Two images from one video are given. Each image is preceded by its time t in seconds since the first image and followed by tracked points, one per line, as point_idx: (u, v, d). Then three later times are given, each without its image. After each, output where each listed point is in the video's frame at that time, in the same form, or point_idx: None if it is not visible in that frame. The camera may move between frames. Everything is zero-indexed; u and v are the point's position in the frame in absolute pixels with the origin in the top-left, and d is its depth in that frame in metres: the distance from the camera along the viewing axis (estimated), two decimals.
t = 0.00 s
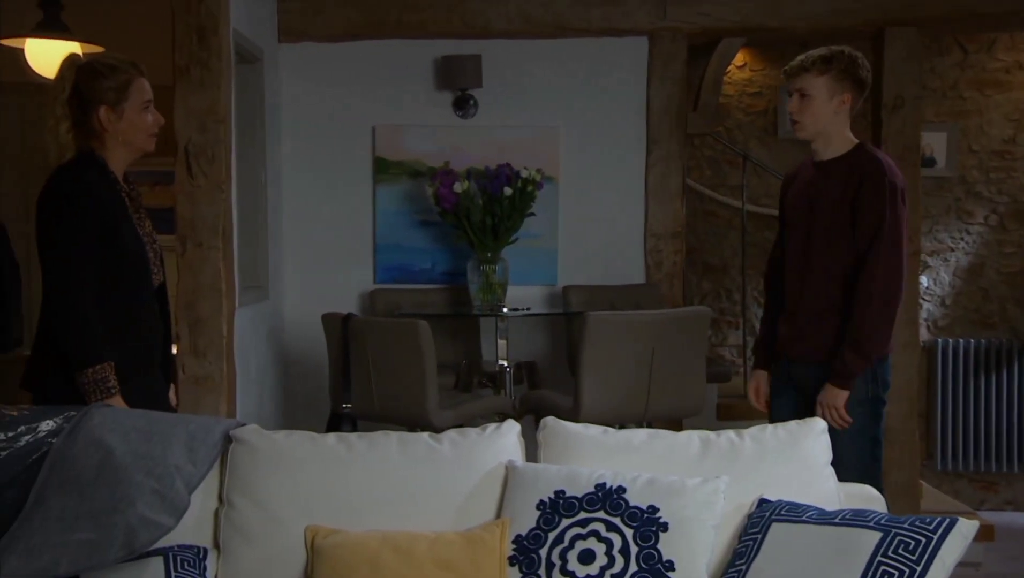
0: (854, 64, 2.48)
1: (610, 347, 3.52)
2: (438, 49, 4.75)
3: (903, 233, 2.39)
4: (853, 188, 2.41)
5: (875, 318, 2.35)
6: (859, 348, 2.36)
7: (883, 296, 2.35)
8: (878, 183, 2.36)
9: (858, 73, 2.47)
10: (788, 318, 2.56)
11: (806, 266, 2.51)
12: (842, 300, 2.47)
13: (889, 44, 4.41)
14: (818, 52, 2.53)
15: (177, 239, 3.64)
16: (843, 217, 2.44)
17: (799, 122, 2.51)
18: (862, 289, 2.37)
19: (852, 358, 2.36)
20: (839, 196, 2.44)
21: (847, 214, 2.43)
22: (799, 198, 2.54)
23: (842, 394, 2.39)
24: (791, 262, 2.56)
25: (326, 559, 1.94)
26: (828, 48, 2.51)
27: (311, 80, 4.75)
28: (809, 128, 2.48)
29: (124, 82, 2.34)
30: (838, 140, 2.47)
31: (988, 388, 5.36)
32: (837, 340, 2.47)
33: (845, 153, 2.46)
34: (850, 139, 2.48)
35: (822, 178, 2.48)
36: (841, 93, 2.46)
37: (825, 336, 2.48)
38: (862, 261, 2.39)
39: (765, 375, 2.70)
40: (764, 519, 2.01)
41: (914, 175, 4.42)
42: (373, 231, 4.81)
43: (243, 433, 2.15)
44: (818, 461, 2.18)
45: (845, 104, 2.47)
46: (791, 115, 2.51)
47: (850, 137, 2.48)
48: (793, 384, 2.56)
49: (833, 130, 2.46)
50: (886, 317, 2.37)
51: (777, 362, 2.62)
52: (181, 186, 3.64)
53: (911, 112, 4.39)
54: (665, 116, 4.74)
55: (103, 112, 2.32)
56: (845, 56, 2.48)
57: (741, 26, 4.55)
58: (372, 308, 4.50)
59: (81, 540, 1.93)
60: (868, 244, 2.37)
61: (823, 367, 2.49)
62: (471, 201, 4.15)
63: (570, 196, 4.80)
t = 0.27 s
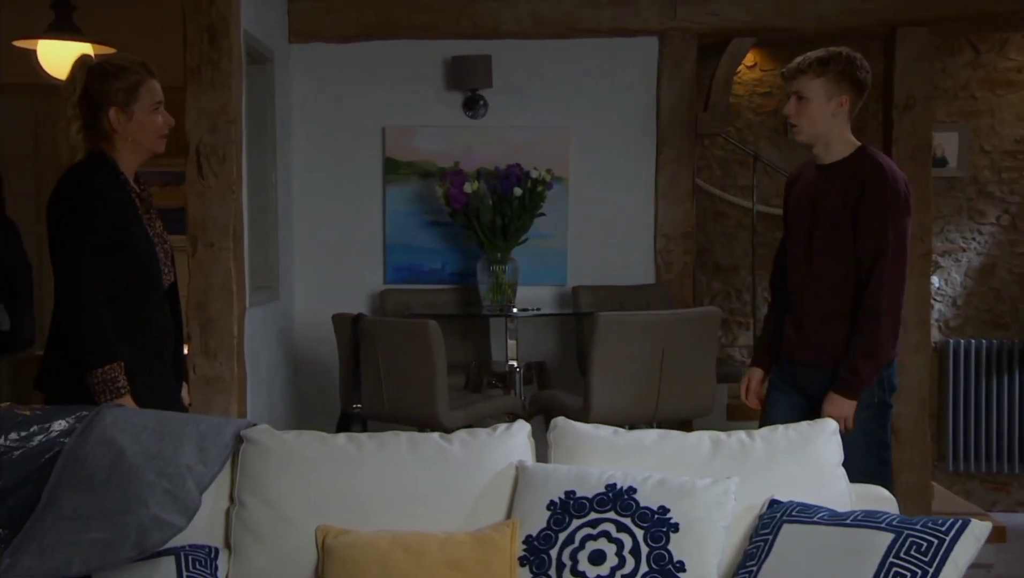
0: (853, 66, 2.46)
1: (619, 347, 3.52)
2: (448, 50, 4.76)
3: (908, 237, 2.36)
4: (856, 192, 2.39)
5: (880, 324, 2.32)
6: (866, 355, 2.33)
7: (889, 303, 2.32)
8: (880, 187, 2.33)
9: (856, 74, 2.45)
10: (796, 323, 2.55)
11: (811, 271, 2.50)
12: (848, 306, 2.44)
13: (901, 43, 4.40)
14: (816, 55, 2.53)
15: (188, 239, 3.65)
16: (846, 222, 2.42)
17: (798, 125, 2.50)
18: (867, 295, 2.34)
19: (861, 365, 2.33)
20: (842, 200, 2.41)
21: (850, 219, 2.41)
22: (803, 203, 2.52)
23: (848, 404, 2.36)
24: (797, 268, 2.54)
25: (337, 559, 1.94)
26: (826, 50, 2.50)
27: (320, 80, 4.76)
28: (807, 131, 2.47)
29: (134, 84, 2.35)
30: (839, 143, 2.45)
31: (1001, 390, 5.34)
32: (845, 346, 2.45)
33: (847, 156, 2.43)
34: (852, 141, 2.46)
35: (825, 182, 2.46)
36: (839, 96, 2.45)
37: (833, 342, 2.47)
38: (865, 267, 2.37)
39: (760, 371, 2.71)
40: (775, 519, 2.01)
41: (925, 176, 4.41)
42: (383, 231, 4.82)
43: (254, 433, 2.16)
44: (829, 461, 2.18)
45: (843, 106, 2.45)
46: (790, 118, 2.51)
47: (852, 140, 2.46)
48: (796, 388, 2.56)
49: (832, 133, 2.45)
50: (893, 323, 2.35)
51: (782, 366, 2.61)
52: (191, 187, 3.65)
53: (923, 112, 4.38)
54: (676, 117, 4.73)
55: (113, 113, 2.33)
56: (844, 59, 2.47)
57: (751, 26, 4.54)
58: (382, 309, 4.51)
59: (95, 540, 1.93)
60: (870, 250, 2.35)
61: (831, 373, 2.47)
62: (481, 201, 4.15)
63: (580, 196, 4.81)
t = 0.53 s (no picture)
0: (831, 68, 2.50)
1: (631, 347, 3.51)
2: (459, 50, 4.78)
3: (895, 235, 2.37)
4: (840, 195, 2.39)
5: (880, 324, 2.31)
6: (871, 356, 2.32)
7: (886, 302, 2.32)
8: (864, 187, 2.34)
9: (835, 75, 2.49)
10: (790, 332, 2.53)
11: (802, 278, 2.49)
12: (844, 309, 2.44)
13: (913, 42, 4.38)
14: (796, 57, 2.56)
15: (200, 239, 3.66)
16: (834, 225, 2.41)
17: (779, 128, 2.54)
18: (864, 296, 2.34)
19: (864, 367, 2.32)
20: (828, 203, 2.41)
21: (836, 222, 2.40)
22: (786, 210, 2.52)
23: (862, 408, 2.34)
24: (787, 275, 2.53)
25: (349, 559, 1.95)
26: (805, 53, 2.54)
27: (332, 81, 4.78)
28: (786, 133, 2.50)
29: (145, 85, 2.36)
30: (822, 146, 2.46)
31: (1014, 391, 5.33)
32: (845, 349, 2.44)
33: (829, 158, 2.44)
34: (835, 144, 2.47)
35: (807, 187, 2.46)
36: (819, 97, 2.48)
37: (832, 347, 2.45)
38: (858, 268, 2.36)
39: (758, 383, 2.68)
40: (788, 520, 2.00)
41: (938, 176, 4.39)
42: (395, 231, 4.83)
43: (267, 433, 2.16)
44: (842, 462, 2.17)
45: (823, 108, 2.48)
46: (771, 120, 2.54)
47: (833, 140, 2.48)
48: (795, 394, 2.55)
49: (812, 134, 2.47)
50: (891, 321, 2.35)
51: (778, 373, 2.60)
52: (203, 187, 3.66)
53: (936, 112, 4.36)
54: (688, 117, 4.72)
55: (124, 114, 2.34)
56: (821, 61, 2.51)
57: (764, 25, 4.53)
58: (393, 309, 4.52)
59: (108, 539, 1.94)
60: (862, 250, 2.35)
61: (831, 377, 2.46)
62: (492, 201, 4.16)
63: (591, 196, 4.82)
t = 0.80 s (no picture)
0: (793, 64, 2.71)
1: (645, 346, 3.51)
2: (472, 50, 4.80)
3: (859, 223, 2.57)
4: (804, 188, 2.60)
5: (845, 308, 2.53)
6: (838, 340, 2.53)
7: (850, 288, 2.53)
8: (826, 179, 2.55)
9: (797, 72, 2.69)
10: (762, 322, 2.72)
11: (771, 268, 2.69)
12: (813, 298, 2.64)
13: (929, 41, 4.37)
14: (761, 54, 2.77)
15: (215, 239, 3.67)
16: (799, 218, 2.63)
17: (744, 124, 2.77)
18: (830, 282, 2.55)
19: (831, 350, 2.53)
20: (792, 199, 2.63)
21: (801, 214, 2.62)
22: (755, 205, 2.74)
23: (831, 395, 2.53)
24: (757, 266, 2.73)
25: (363, 557, 1.94)
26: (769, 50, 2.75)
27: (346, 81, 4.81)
28: (752, 129, 2.73)
29: (159, 86, 2.36)
30: (785, 139, 2.70)
31: None
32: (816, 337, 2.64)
33: (792, 153, 2.66)
34: (796, 136, 2.71)
35: (774, 182, 2.68)
36: (780, 94, 2.70)
37: (802, 334, 2.65)
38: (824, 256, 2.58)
39: (730, 389, 2.88)
40: (803, 520, 1.99)
41: (955, 176, 4.38)
42: (408, 232, 4.84)
43: (282, 432, 2.17)
44: (859, 462, 2.15)
45: (785, 104, 2.71)
46: (736, 117, 2.77)
47: (796, 134, 2.72)
48: (768, 383, 2.72)
49: (776, 130, 2.70)
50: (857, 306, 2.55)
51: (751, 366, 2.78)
52: (219, 187, 3.67)
53: (953, 111, 4.34)
54: (702, 116, 4.70)
55: (138, 115, 2.35)
56: (782, 59, 2.71)
57: (779, 24, 4.50)
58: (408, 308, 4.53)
59: (125, 537, 1.95)
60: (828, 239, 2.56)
61: (801, 361, 2.65)
62: (506, 201, 4.16)
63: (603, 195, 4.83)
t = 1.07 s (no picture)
0: (766, 65, 2.45)
1: (662, 346, 3.50)
2: (489, 50, 4.81)
3: (827, 225, 2.32)
4: (773, 183, 2.37)
5: (798, 308, 2.28)
6: (784, 340, 2.29)
7: (804, 288, 2.29)
8: (797, 174, 2.32)
9: (770, 73, 2.44)
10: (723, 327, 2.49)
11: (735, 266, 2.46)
12: (770, 298, 2.40)
13: (949, 40, 4.35)
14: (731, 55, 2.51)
15: (232, 239, 3.69)
16: (767, 218, 2.38)
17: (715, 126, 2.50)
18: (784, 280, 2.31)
19: (776, 350, 2.29)
20: (759, 197, 2.40)
21: (769, 211, 2.38)
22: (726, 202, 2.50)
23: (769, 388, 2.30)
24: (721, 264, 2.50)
25: (381, 556, 1.94)
26: (739, 51, 2.49)
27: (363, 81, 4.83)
28: (724, 131, 2.46)
29: (177, 88, 2.37)
30: (757, 141, 2.45)
31: None
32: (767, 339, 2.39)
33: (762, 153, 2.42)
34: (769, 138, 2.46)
35: (745, 178, 2.44)
36: (752, 94, 2.44)
37: (753, 334, 2.42)
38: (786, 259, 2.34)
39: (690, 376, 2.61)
40: (822, 521, 1.98)
41: (975, 175, 4.36)
42: (425, 232, 4.87)
43: (301, 431, 2.17)
44: (877, 463, 2.14)
45: (758, 105, 2.44)
46: (707, 119, 2.50)
47: (769, 137, 2.46)
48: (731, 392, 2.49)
49: (750, 132, 2.44)
50: (811, 309, 2.30)
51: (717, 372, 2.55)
52: (236, 187, 3.68)
53: (972, 110, 4.33)
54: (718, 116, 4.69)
55: (156, 117, 2.36)
56: (754, 57, 2.45)
57: (797, 23, 4.48)
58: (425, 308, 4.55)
59: (144, 536, 1.96)
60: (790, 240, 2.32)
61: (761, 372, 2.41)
62: (523, 201, 4.17)
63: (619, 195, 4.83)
